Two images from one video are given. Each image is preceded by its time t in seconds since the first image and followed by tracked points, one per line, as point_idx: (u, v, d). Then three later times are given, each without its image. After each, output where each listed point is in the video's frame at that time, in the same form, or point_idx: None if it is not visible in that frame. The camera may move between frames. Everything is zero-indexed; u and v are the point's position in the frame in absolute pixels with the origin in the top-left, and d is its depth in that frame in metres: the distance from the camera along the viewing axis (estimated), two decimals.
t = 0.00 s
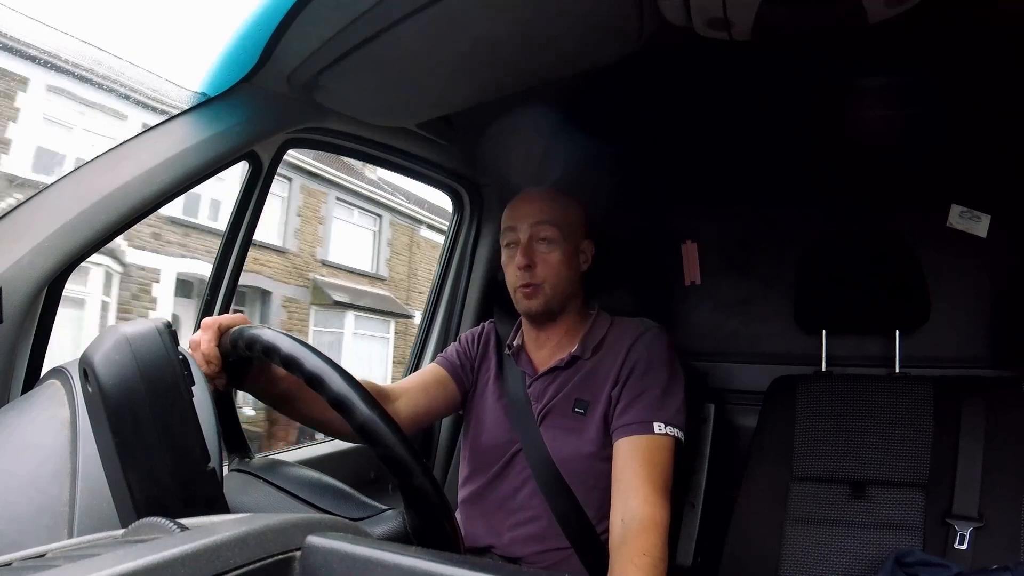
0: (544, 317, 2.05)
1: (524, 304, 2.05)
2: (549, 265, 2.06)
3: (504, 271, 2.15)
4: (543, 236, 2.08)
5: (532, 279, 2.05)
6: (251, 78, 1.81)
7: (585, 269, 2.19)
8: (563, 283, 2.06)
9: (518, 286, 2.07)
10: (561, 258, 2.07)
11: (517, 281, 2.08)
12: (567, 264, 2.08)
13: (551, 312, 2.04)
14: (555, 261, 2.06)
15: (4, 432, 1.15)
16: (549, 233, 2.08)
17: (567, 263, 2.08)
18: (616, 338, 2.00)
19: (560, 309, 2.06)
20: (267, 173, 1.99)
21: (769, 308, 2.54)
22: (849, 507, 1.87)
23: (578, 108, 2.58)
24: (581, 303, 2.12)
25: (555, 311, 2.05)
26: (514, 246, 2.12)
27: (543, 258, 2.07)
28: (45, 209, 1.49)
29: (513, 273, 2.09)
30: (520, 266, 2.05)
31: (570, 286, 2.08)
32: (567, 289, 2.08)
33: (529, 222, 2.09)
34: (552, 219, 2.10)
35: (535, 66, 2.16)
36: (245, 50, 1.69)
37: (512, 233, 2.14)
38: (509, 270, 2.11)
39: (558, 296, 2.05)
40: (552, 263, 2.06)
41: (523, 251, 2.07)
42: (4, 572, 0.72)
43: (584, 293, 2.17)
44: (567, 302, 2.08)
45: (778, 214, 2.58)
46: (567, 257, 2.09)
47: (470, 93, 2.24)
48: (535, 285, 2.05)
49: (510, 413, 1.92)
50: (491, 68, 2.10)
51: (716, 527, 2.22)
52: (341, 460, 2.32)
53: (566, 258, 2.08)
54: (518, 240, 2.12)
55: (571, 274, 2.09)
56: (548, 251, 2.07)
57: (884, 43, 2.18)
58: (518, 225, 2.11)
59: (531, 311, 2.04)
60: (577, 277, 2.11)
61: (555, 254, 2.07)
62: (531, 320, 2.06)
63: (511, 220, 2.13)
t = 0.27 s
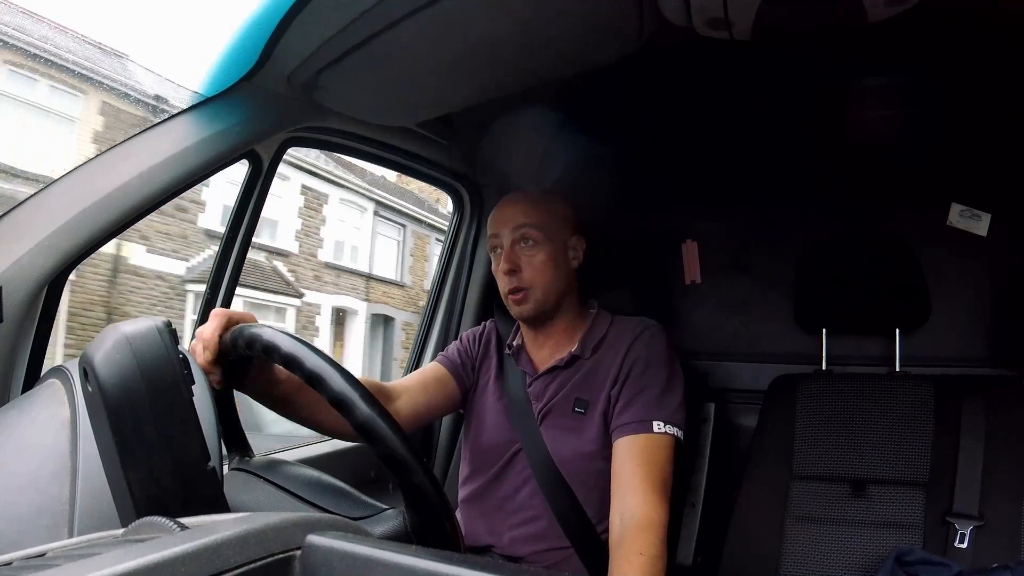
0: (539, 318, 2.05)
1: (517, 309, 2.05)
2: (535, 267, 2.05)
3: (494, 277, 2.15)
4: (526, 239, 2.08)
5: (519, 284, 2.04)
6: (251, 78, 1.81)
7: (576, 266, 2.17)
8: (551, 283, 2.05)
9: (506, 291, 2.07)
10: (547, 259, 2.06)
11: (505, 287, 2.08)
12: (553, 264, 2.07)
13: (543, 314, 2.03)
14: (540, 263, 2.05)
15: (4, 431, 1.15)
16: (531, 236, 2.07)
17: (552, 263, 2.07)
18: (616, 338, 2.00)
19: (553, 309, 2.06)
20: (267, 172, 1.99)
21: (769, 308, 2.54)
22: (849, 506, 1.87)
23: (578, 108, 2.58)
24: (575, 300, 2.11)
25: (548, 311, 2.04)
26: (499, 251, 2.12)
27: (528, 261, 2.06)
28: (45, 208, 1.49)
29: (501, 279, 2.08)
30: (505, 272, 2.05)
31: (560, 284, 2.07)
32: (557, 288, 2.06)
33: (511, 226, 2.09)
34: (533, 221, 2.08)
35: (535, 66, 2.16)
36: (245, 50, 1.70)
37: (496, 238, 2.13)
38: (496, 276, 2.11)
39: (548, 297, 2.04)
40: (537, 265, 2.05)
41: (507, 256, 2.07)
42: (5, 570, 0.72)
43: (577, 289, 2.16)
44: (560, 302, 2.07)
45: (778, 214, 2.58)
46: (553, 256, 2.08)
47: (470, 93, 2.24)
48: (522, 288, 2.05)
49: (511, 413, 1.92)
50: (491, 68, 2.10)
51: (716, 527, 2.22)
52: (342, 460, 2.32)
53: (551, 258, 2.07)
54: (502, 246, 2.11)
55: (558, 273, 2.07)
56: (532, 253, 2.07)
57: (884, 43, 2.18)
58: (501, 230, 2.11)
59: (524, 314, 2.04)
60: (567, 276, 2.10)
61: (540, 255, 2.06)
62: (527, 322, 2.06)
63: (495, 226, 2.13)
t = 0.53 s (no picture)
0: (538, 316, 2.05)
1: (517, 305, 2.06)
2: (536, 263, 2.06)
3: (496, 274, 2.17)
4: (529, 235, 2.09)
5: (520, 278, 2.06)
6: (251, 78, 1.81)
7: (579, 267, 2.17)
8: (554, 280, 2.06)
9: (509, 286, 2.08)
10: (549, 255, 2.07)
11: (507, 282, 2.09)
12: (555, 260, 2.07)
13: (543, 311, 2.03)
14: (542, 259, 2.06)
15: (4, 431, 1.15)
16: (534, 231, 2.09)
17: (554, 260, 2.07)
18: (616, 338, 2.00)
19: (553, 307, 2.05)
20: (268, 173, 1.99)
21: (769, 308, 2.54)
22: (849, 507, 1.88)
23: (578, 108, 2.58)
24: (576, 299, 2.11)
25: (547, 309, 2.04)
26: (502, 248, 2.13)
27: (530, 256, 2.07)
28: (46, 208, 1.49)
29: (503, 274, 2.10)
30: (507, 266, 2.06)
31: (562, 281, 2.07)
32: (558, 285, 2.06)
33: (514, 223, 2.11)
34: (536, 217, 2.10)
35: (536, 66, 2.15)
36: (246, 51, 1.70)
37: (500, 235, 2.15)
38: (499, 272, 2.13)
39: (548, 294, 2.04)
40: (538, 260, 2.06)
41: (508, 251, 2.08)
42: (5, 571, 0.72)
43: (580, 289, 2.16)
44: (560, 300, 2.07)
45: (778, 214, 2.58)
46: (555, 253, 2.09)
47: (469, 93, 2.24)
48: (524, 283, 2.06)
49: (511, 412, 1.92)
50: (490, 68, 2.10)
51: (716, 527, 2.22)
52: (341, 461, 2.31)
53: (553, 255, 2.08)
54: (505, 242, 2.13)
55: (560, 270, 2.08)
56: (535, 249, 2.08)
57: (884, 43, 2.18)
58: (505, 226, 2.12)
59: (523, 310, 2.04)
60: (568, 274, 2.10)
61: (541, 251, 2.07)
62: (527, 321, 2.07)
63: (499, 223, 2.15)
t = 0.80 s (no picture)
0: (536, 313, 2.05)
1: (516, 300, 2.06)
2: (535, 259, 2.07)
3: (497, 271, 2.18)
4: (528, 231, 2.10)
5: (519, 273, 2.07)
6: (251, 79, 1.81)
7: (579, 265, 2.18)
8: (553, 276, 2.06)
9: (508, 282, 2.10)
10: (548, 251, 2.08)
11: (506, 276, 2.10)
12: (554, 257, 2.08)
13: (540, 307, 2.03)
14: (540, 255, 2.07)
15: (5, 432, 1.15)
16: (533, 227, 2.10)
17: (553, 256, 2.08)
18: (618, 339, 2.00)
19: (551, 304, 2.05)
20: (267, 173, 1.99)
21: (769, 308, 2.54)
22: (849, 507, 1.88)
23: (578, 109, 2.58)
24: (574, 296, 2.12)
25: (545, 306, 2.04)
26: (502, 244, 2.14)
27: (529, 251, 2.08)
28: (46, 209, 1.49)
29: (503, 269, 2.11)
30: (505, 261, 2.08)
31: (561, 279, 2.08)
32: (556, 282, 2.07)
33: (513, 219, 2.12)
34: (537, 214, 2.12)
35: (536, 67, 2.15)
36: (246, 51, 1.69)
37: (500, 232, 2.16)
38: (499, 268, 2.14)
39: (547, 290, 2.05)
40: (537, 256, 2.07)
41: (507, 246, 2.10)
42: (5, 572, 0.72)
43: (578, 286, 2.16)
44: (558, 297, 2.07)
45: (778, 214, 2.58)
46: (553, 249, 2.09)
47: (470, 94, 2.24)
48: (522, 278, 2.07)
49: (512, 411, 1.92)
50: (491, 69, 2.10)
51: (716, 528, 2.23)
52: (341, 461, 2.32)
53: (552, 251, 2.09)
54: (502, 236, 2.14)
55: (558, 267, 2.08)
56: (534, 245, 2.09)
57: (885, 44, 2.18)
58: (505, 222, 2.14)
59: (521, 305, 2.05)
60: (567, 272, 2.11)
61: (539, 247, 2.08)
62: (525, 318, 2.07)
63: (500, 221, 2.16)
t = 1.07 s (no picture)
0: (536, 315, 2.05)
1: (516, 302, 2.07)
2: (536, 261, 2.07)
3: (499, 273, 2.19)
4: (530, 233, 2.11)
5: (519, 275, 2.08)
6: (251, 80, 1.81)
7: (581, 268, 2.18)
8: (554, 278, 2.07)
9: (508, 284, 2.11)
10: (549, 253, 2.08)
11: (508, 278, 2.11)
12: (555, 259, 2.09)
13: (541, 309, 2.03)
14: (542, 257, 2.08)
15: (4, 432, 1.15)
16: (534, 229, 2.11)
17: (554, 258, 2.09)
18: (619, 341, 2.00)
19: (552, 306, 2.05)
20: (267, 175, 1.99)
21: (768, 309, 2.54)
22: (849, 509, 1.88)
23: (578, 110, 2.58)
24: (576, 298, 2.12)
25: (545, 308, 2.04)
26: (504, 246, 2.16)
27: (530, 254, 2.09)
28: (46, 209, 1.49)
29: (504, 271, 2.12)
30: (508, 262, 2.09)
31: (562, 281, 2.09)
32: (558, 283, 2.07)
33: (515, 221, 2.13)
34: (539, 217, 2.13)
35: (536, 68, 2.15)
36: (246, 52, 1.70)
37: (502, 235, 2.17)
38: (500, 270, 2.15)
39: (547, 292, 2.05)
40: (537, 258, 2.08)
41: (509, 247, 2.11)
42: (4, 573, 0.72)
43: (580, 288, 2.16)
44: (559, 299, 2.07)
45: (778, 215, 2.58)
46: (555, 251, 2.10)
47: (469, 95, 2.24)
48: (524, 279, 2.08)
49: (512, 411, 1.92)
50: (490, 70, 2.10)
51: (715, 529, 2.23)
52: (341, 462, 2.32)
53: (553, 254, 2.09)
54: (506, 238, 2.15)
55: (559, 269, 2.09)
56: (536, 247, 2.09)
57: (884, 46, 2.18)
58: (507, 226, 2.15)
59: (522, 306, 2.06)
60: (569, 275, 2.11)
61: (541, 249, 2.09)
62: (525, 320, 2.07)
63: (502, 224, 2.18)
